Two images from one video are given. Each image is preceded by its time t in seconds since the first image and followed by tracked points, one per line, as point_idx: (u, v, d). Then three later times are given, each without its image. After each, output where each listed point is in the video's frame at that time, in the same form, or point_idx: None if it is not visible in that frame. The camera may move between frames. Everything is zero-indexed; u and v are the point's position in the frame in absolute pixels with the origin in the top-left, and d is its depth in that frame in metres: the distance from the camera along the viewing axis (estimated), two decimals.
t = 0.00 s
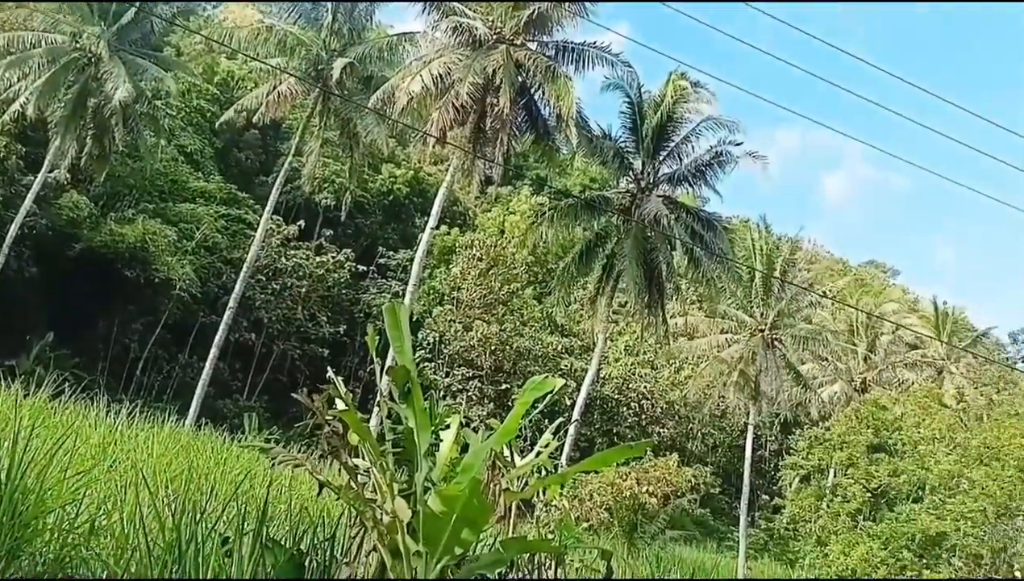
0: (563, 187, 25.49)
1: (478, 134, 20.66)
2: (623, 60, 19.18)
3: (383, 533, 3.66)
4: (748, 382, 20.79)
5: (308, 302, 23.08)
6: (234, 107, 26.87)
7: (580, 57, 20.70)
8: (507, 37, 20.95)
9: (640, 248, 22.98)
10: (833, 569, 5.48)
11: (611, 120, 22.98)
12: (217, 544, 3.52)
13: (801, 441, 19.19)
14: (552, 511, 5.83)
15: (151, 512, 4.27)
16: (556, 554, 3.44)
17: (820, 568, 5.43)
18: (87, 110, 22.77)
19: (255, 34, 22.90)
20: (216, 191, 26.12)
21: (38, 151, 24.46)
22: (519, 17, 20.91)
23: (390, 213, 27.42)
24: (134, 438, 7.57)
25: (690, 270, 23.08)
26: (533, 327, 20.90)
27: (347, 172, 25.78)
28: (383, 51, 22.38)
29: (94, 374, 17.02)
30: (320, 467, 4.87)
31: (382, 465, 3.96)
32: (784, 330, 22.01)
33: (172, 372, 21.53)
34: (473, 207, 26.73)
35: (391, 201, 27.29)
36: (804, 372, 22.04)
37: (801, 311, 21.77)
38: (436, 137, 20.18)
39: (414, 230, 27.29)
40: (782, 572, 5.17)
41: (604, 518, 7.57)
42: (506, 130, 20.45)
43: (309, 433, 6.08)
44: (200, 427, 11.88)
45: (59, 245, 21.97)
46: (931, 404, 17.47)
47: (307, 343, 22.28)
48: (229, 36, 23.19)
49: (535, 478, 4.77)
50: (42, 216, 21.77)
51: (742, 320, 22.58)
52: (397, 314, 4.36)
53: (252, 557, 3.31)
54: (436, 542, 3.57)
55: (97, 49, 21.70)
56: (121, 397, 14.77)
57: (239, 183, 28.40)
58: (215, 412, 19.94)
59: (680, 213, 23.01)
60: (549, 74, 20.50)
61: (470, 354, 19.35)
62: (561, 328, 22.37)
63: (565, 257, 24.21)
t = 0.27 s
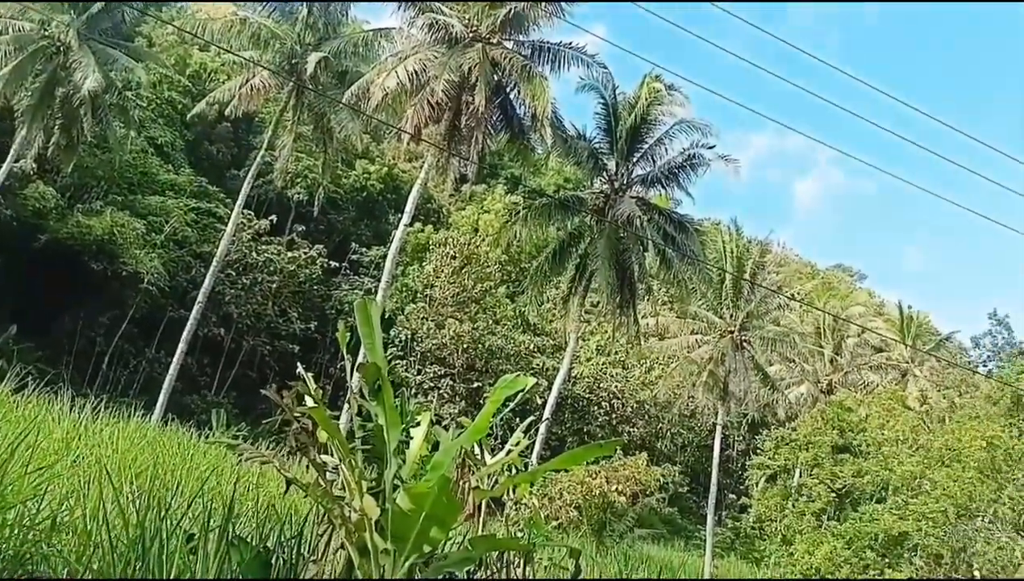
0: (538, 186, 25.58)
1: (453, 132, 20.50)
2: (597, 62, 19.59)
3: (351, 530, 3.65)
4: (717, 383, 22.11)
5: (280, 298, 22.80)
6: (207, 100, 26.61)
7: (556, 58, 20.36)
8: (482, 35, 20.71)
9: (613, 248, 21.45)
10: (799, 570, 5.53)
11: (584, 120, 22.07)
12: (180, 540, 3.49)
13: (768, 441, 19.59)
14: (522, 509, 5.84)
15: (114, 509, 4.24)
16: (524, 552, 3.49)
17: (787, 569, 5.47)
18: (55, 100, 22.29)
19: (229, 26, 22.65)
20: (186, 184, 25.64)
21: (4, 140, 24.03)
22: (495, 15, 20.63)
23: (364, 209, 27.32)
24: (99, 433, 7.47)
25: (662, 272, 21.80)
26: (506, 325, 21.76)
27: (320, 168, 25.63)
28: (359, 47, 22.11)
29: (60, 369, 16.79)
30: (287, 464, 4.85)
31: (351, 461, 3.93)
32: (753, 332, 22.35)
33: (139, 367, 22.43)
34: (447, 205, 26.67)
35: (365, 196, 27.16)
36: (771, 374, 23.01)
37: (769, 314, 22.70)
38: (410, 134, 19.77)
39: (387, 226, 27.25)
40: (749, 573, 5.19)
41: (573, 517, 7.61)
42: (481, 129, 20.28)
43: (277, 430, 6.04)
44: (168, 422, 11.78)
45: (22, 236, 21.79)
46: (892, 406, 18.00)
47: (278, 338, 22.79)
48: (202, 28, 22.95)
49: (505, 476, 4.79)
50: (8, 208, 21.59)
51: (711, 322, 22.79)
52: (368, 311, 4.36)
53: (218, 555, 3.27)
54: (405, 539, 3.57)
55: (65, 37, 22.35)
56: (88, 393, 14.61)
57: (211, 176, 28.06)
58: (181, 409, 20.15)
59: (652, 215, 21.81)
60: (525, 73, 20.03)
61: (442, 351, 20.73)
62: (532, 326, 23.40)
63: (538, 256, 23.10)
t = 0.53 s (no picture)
0: (508, 186, 25.61)
1: (424, 129, 20.50)
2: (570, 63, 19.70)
3: (314, 529, 3.61)
4: (682, 384, 22.57)
5: (245, 294, 22.52)
6: (174, 92, 26.21)
7: (528, 58, 20.29)
8: (455, 33, 20.59)
9: (582, 248, 21.28)
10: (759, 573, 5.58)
11: (554, 120, 22.09)
12: (139, 538, 3.44)
13: (731, 443, 19.86)
14: (487, 509, 5.83)
15: (70, 505, 4.17)
16: (488, 551, 3.53)
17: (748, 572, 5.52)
18: (17, 88, 21.74)
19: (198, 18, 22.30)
20: (151, 175, 25.28)
21: None
22: (468, 13, 20.53)
23: (333, 204, 27.15)
24: (56, 428, 7.33)
25: (630, 273, 21.77)
26: (474, 324, 21.74)
27: (288, 163, 25.39)
28: (327, 41, 21.53)
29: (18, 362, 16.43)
30: (249, 461, 4.80)
31: (315, 460, 3.88)
32: (719, 334, 22.60)
33: (100, 362, 22.32)
34: (417, 202, 26.49)
35: (334, 192, 26.98)
36: (735, 377, 23.41)
37: (735, 317, 23.08)
38: (381, 130, 19.70)
39: (356, 223, 27.12)
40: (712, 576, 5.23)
41: (537, 516, 7.63)
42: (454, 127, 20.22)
43: (239, 427, 5.96)
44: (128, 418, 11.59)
45: None
46: (853, 410, 18.38)
47: (242, 334, 22.74)
48: (170, 19, 22.58)
49: (469, 475, 4.78)
50: None
51: (678, 323, 22.96)
52: (334, 307, 4.32)
53: (178, 553, 3.23)
54: (367, 539, 3.55)
55: (27, 24, 21.83)
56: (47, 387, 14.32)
57: (177, 169, 27.67)
58: (143, 404, 20.04)
59: (621, 216, 21.66)
60: (497, 73, 19.97)
61: (409, 350, 20.66)
62: (501, 326, 23.44)
63: (507, 256, 23.53)
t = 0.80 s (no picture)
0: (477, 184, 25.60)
1: (394, 125, 20.43)
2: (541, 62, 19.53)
3: (275, 526, 3.57)
4: (648, 385, 22.58)
5: (209, 288, 22.22)
6: (139, 82, 25.77)
7: (499, 55, 20.16)
8: (427, 29, 20.58)
9: (550, 249, 21.24)
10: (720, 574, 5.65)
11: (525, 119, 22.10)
12: (95, 534, 3.37)
13: (695, 443, 20.06)
14: (449, 507, 5.82)
15: (24, 501, 4.08)
16: (451, 550, 3.52)
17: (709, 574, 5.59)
18: None
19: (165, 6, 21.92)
20: (115, 166, 24.81)
21: None
22: (440, 10, 20.48)
23: (300, 199, 26.92)
24: (9, 420, 7.17)
25: (598, 273, 21.86)
26: (442, 322, 21.70)
27: (256, 156, 25.11)
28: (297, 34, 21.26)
29: None
30: (210, 458, 4.73)
31: (276, 456, 3.83)
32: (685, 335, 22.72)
33: (59, 355, 21.95)
34: (385, 198, 26.29)
35: (301, 187, 26.76)
36: (700, 378, 23.53)
37: (700, 318, 23.32)
38: (350, 126, 19.42)
39: (323, 218, 26.93)
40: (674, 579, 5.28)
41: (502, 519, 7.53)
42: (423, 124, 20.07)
43: (200, 423, 5.88)
44: (85, 412, 11.38)
45: None
46: (815, 412, 18.64)
47: (205, 328, 22.45)
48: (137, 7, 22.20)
49: (433, 473, 4.77)
50: None
51: (645, 324, 23.09)
52: (300, 302, 4.28)
53: (134, 550, 3.18)
54: (329, 536, 3.52)
55: None
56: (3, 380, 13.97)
57: (142, 161, 27.22)
58: (103, 399, 19.75)
59: (590, 216, 21.66)
60: (468, 70, 19.92)
61: (374, 347, 20.57)
62: (468, 324, 23.41)
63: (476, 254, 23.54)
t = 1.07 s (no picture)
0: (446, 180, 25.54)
1: (363, 119, 20.28)
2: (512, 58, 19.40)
3: (234, 522, 3.52)
4: (614, 384, 22.65)
5: (172, 279, 21.89)
6: (104, 69, 25.27)
7: (470, 52, 20.00)
8: (397, 23, 20.47)
9: (518, 247, 21.34)
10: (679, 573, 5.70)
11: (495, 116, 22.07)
12: (50, 528, 3.29)
13: (659, 442, 20.20)
14: (413, 503, 5.79)
15: None
16: (413, 547, 3.49)
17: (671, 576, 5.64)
18: None
19: None
20: (77, 154, 24.31)
21: None
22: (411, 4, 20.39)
23: (267, 191, 26.64)
24: None
25: (566, 272, 21.90)
26: (408, 318, 21.63)
27: (222, 147, 24.78)
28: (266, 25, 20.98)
29: None
30: (169, 452, 4.65)
31: (238, 451, 3.77)
32: (651, 334, 22.87)
33: (16, 345, 21.55)
34: (354, 192, 26.06)
35: (268, 179, 26.48)
36: (665, 378, 23.61)
37: (667, 318, 23.46)
38: (318, 118, 19.07)
39: (290, 211, 26.70)
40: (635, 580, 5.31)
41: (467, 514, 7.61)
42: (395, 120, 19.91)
43: (160, 417, 5.79)
44: (40, 404, 11.15)
45: None
46: (777, 414, 18.66)
47: (167, 320, 22.11)
48: None
49: (396, 470, 4.74)
50: None
51: (611, 323, 23.19)
52: (264, 295, 4.22)
53: (90, 543, 3.13)
54: (290, 532, 3.47)
55: None
56: None
57: (105, 150, 26.73)
58: (62, 391, 19.44)
59: (559, 215, 21.73)
60: (438, 65, 19.72)
61: (340, 342, 20.49)
62: (435, 320, 23.36)
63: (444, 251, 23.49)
